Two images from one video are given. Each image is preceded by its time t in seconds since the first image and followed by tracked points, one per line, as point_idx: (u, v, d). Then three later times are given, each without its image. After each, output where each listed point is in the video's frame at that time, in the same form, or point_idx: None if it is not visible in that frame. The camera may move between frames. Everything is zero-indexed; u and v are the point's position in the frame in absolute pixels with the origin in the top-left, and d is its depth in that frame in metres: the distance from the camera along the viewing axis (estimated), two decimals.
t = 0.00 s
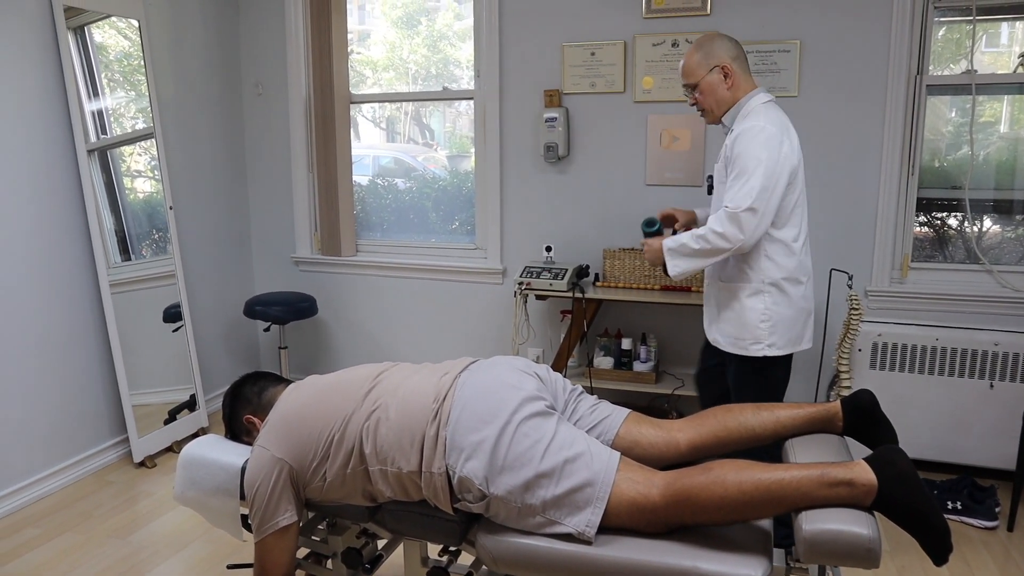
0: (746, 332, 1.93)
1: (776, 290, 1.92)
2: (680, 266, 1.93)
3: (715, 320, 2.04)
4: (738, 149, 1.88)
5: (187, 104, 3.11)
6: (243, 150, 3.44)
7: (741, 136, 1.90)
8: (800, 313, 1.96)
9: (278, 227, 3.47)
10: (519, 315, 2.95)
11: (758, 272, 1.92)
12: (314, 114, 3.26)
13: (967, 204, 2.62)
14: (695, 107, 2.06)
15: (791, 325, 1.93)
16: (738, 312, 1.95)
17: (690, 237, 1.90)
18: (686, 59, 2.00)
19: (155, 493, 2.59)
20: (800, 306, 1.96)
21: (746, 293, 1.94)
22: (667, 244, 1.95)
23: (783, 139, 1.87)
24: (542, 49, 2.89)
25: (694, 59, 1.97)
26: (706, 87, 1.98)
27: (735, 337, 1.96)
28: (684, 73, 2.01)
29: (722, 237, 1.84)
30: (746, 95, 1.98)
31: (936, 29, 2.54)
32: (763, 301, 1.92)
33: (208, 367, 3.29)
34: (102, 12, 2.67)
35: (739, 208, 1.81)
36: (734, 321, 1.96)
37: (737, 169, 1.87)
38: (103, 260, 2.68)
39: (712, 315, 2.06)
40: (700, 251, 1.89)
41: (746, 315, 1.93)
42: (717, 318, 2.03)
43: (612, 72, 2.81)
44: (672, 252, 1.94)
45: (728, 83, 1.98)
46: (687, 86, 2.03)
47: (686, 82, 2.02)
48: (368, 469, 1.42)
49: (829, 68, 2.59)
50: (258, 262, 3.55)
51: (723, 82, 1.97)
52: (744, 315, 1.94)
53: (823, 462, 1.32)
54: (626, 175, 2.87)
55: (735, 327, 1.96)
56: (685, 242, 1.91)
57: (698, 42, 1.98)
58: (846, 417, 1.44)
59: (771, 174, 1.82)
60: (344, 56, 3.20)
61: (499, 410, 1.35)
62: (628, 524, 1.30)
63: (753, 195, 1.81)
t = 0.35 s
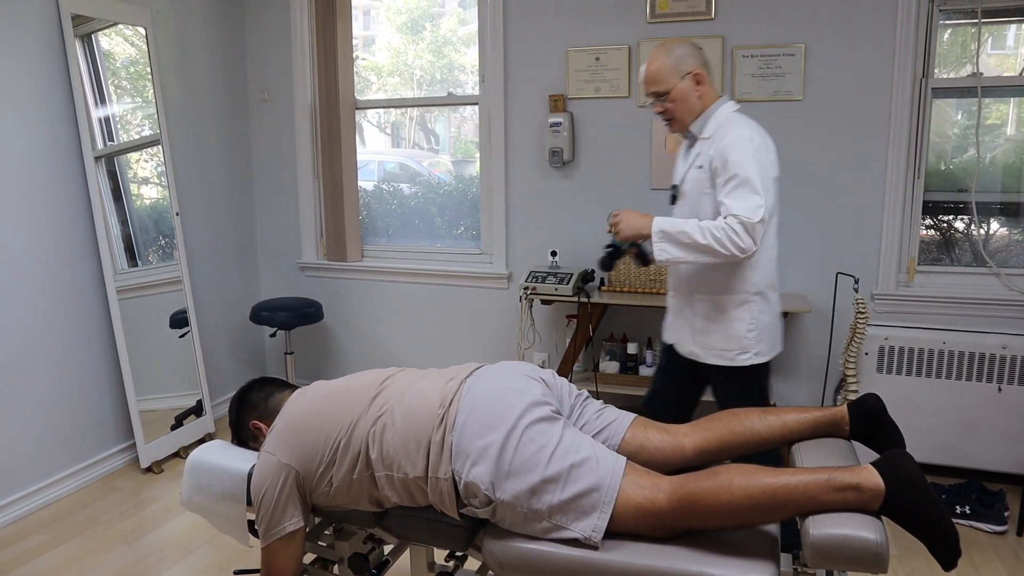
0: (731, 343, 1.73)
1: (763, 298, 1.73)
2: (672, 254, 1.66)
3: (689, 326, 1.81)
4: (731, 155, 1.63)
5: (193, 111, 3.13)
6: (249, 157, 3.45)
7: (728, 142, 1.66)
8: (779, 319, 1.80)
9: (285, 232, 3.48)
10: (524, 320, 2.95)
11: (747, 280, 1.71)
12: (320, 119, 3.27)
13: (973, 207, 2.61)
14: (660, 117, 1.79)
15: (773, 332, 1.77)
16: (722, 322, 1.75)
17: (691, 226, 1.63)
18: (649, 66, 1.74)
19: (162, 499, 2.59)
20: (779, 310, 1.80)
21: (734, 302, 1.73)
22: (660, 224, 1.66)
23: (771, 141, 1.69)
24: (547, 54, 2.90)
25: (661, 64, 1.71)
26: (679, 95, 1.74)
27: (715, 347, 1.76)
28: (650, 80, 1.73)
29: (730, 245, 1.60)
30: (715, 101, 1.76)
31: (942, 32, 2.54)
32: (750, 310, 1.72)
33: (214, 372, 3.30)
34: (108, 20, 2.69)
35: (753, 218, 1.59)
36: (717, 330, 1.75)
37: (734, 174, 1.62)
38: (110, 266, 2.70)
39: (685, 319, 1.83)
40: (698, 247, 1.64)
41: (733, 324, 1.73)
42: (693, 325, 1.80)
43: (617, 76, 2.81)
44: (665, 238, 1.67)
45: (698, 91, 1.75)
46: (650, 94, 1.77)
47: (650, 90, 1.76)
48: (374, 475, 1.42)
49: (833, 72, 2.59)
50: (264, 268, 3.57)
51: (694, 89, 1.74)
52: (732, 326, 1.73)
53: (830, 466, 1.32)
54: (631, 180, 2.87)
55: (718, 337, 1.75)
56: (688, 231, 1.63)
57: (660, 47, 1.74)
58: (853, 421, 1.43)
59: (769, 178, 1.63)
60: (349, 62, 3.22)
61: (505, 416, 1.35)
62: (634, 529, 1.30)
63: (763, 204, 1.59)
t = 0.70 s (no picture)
0: (683, 330, 1.78)
1: (712, 290, 1.84)
2: (657, 261, 1.74)
3: (642, 319, 1.84)
4: (694, 150, 1.72)
5: (200, 113, 3.14)
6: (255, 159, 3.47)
7: (685, 137, 1.75)
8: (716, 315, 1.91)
9: (291, 234, 3.50)
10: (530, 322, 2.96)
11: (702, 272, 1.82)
12: (326, 122, 3.29)
13: (980, 211, 2.61)
14: (608, 118, 1.80)
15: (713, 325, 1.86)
16: (676, 311, 1.80)
17: (668, 230, 1.71)
18: (594, 68, 1.73)
19: (167, 499, 2.60)
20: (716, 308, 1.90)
21: (689, 293, 1.81)
22: (636, 237, 1.74)
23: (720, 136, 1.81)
24: (553, 57, 2.90)
25: (608, 66, 1.71)
26: (629, 95, 1.75)
27: (667, 336, 1.79)
28: (600, 82, 1.72)
29: (715, 237, 1.68)
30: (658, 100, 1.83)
31: (949, 36, 2.53)
32: (699, 299, 1.81)
33: (220, 373, 3.31)
34: (116, 22, 2.71)
35: (731, 206, 1.69)
36: (671, 319, 1.80)
37: (699, 167, 1.71)
38: (117, 268, 2.71)
39: (637, 315, 1.87)
40: (677, 247, 1.71)
41: (687, 313, 1.79)
42: (646, 317, 1.84)
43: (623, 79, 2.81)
44: (645, 250, 1.74)
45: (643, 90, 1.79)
46: (597, 96, 1.76)
47: (598, 94, 1.75)
48: (380, 476, 1.42)
49: (840, 75, 2.59)
50: (270, 269, 3.58)
51: (641, 89, 1.77)
52: (686, 313, 1.79)
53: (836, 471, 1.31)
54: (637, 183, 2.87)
55: (673, 325, 1.79)
56: (667, 236, 1.71)
57: (602, 48, 1.73)
58: (859, 426, 1.43)
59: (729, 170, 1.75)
60: (356, 64, 3.23)
61: (511, 418, 1.35)
62: (640, 532, 1.29)
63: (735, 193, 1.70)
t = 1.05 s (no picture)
0: (650, 346, 1.80)
1: (673, 305, 1.87)
2: (630, 281, 1.74)
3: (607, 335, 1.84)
4: (669, 160, 1.73)
5: (209, 114, 3.16)
6: (264, 161, 3.48)
7: (659, 146, 1.75)
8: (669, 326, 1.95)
9: (298, 236, 3.51)
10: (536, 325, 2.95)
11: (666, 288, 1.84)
12: (334, 124, 3.30)
13: (989, 214, 2.60)
14: (582, 122, 1.76)
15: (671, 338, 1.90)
16: (641, 328, 1.81)
17: (641, 249, 1.71)
18: (569, 70, 1.68)
19: (174, 499, 2.61)
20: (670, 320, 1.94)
21: (654, 309, 1.83)
22: (610, 256, 1.72)
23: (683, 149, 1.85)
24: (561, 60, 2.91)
25: (584, 68, 1.67)
26: (606, 99, 1.73)
27: (634, 353, 1.79)
28: (579, 85, 1.68)
29: (690, 254, 1.70)
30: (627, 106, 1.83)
31: (958, 39, 2.52)
32: (662, 315, 1.83)
33: (228, 374, 3.33)
34: (126, 24, 2.73)
35: (705, 221, 1.71)
36: (638, 335, 1.80)
37: (675, 178, 1.72)
38: (126, 268, 2.72)
39: (602, 331, 1.85)
40: (650, 266, 1.71)
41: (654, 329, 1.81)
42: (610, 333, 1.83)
43: (631, 82, 2.81)
44: (619, 268, 1.72)
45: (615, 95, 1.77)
46: (570, 101, 1.72)
47: (572, 98, 1.71)
48: (387, 477, 1.43)
49: (848, 78, 2.58)
50: (277, 270, 3.59)
51: (615, 94, 1.75)
52: (651, 330, 1.81)
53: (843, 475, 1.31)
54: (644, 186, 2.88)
55: (640, 342, 1.80)
56: (641, 256, 1.70)
57: (575, 50, 1.69)
58: (867, 430, 1.42)
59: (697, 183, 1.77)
60: (364, 66, 3.24)
61: (518, 420, 1.35)
62: (647, 534, 1.29)
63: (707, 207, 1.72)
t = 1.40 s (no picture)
0: (626, 357, 1.80)
1: (649, 312, 1.86)
2: (603, 298, 1.73)
3: (584, 347, 1.80)
4: (645, 167, 1.72)
5: (217, 117, 3.17)
6: (271, 163, 3.50)
7: (634, 153, 1.74)
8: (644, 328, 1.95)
9: (305, 238, 3.52)
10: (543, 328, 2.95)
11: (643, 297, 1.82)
12: (342, 126, 3.31)
13: (997, 219, 2.59)
14: (559, 130, 1.72)
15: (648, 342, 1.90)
16: (618, 340, 1.80)
17: (614, 266, 1.69)
18: (544, 77, 1.62)
19: (181, 500, 2.62)
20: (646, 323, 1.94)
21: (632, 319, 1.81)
22: (583, 274, 1.70)
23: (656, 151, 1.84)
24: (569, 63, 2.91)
25: (560, 75, 1.62)
26: (582, 106, 1.69)
27: (611, 366, 1.79)
28: (554, 94, 1.63)
29: (664, 269, 1.70)
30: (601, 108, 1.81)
31: (966, 43, 2.52)
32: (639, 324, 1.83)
33: (234, 375, 3.34)
34: (135, 26, 2.74)
35: (681, 233, 1.71)
36: (615, 348, 1.79)
37: (650, 187, 1.71)
38: (133, 270, 2.74)
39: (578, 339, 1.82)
40: (623, 282, 1.70)
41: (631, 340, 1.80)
42: (586, 345, 1.80)
43: (638, 85, 2.82)
44: (592, 286, 1.71)
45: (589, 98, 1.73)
46: (546, 108, 1.66)
47: (549, 106, 1.65)
48: (393, 480, 1.43)
49: (855, 82, 2.58)
50: (284, 273, 3.61)
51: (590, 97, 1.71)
52: (628, 341, 1.80)
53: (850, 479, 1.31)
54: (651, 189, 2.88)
55: (617, 355, 1.80)
56: (615, 273, 1.69)
57: (549, 54, 1.64)
58: (874, 435, 1.42)
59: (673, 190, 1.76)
60: (371, 69, 3.25)
61: (524, 423, 1.35)
62: (653, 538, 1.29)
63: (683, 217, 1.72)
